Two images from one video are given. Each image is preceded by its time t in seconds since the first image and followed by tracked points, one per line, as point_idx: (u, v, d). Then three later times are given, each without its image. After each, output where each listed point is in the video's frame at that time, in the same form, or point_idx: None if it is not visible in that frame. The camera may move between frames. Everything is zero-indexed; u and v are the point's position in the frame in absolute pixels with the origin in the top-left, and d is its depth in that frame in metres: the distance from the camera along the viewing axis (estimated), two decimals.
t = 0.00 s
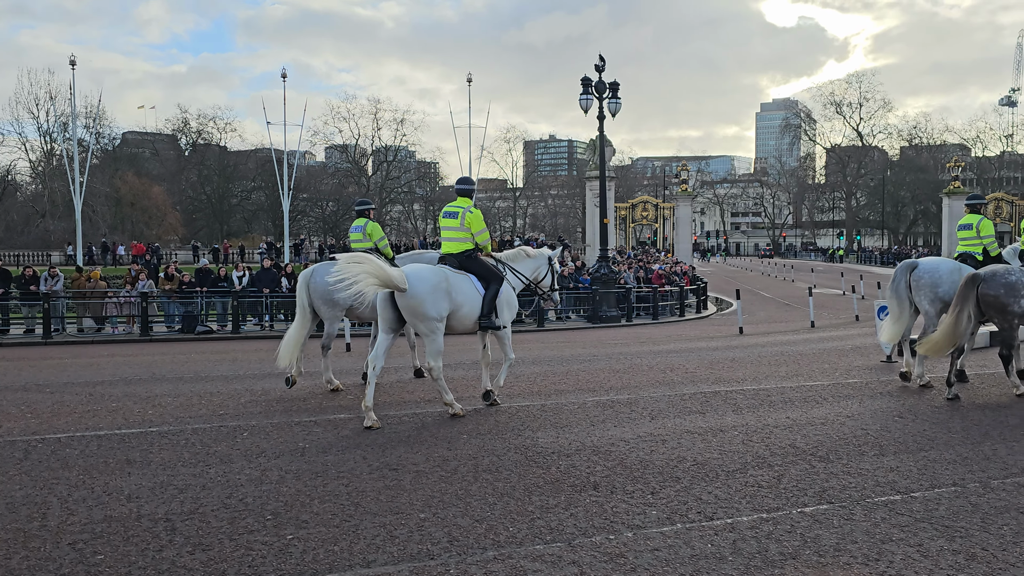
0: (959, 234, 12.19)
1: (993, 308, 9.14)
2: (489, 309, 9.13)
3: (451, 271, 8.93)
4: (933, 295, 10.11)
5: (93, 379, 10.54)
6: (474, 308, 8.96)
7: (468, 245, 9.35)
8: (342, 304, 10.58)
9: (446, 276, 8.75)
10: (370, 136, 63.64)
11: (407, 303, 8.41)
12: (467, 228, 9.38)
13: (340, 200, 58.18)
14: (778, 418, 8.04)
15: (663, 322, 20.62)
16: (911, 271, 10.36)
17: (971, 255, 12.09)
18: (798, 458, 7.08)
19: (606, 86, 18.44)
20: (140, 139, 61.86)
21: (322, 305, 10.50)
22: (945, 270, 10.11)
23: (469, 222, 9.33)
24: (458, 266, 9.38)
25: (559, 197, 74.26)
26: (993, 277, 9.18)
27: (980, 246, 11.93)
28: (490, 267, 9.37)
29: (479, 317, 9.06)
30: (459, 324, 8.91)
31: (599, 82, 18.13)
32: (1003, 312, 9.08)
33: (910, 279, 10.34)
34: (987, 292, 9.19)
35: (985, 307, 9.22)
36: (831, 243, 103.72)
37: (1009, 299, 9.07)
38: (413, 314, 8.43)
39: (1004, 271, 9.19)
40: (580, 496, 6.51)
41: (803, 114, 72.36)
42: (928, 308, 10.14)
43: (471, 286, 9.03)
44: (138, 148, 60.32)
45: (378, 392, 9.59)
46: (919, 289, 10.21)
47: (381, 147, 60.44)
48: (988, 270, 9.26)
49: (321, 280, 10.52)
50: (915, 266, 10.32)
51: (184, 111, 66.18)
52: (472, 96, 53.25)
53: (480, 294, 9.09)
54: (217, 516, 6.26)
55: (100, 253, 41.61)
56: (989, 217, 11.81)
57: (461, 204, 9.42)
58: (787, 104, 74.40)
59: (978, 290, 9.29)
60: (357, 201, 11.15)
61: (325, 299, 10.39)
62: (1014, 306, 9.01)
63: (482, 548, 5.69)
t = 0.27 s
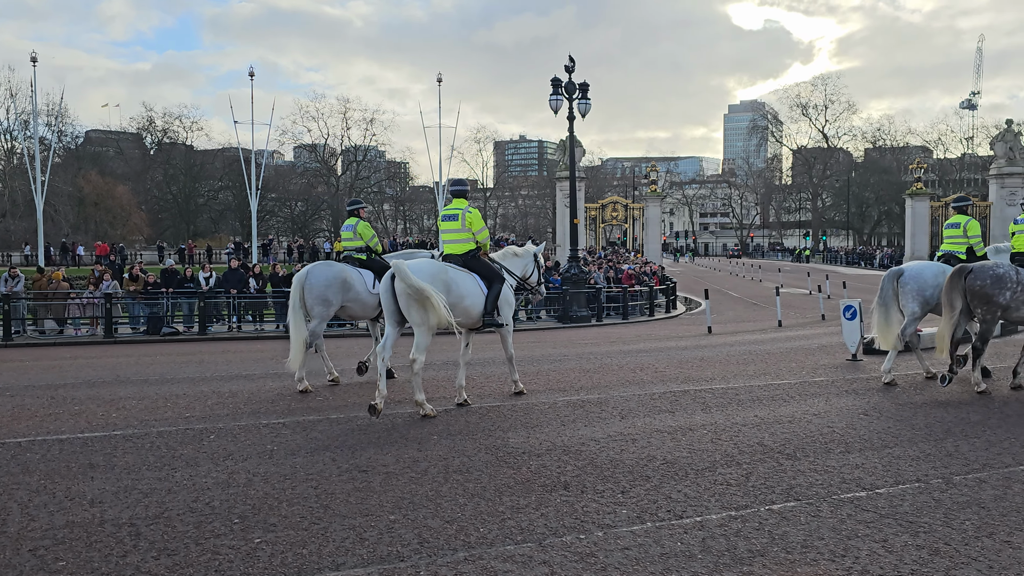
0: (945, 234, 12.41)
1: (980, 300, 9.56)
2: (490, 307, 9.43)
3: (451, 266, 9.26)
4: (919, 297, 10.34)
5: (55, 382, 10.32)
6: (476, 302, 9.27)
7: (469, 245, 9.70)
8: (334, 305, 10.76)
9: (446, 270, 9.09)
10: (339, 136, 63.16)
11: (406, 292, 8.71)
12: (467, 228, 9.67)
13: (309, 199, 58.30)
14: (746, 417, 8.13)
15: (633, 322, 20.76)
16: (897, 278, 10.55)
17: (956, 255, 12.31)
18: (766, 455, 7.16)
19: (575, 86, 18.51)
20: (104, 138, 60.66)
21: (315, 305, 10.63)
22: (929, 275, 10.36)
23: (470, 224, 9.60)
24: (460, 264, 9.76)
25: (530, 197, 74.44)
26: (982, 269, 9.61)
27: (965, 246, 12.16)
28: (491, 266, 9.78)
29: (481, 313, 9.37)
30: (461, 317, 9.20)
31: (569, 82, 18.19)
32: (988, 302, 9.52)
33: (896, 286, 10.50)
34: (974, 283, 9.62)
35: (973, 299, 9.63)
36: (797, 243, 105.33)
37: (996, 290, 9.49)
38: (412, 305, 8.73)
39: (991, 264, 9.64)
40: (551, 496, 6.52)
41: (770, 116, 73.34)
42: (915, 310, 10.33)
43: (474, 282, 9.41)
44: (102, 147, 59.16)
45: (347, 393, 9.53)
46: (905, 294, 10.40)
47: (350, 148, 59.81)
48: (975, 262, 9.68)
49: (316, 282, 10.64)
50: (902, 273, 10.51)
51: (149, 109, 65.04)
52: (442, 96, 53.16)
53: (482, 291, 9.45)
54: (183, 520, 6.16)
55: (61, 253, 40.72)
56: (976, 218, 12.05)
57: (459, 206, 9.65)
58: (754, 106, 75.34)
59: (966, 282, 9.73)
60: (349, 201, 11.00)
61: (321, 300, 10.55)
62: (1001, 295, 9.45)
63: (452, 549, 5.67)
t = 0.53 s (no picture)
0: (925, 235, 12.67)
1: (965, 300, 9.94)
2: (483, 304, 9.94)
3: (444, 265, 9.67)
4: (906, 293, 10.71)
5: (14, 386, 10.05)
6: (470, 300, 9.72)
7: (466, 243, 10.12)
8: (323, 308, 11.09)
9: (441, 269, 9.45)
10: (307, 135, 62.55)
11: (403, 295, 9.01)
12: (463, 227, 10.14)
13: (276, 199, 58.02)
14: (713, 416, 8.21)
15: (601, 322, 20.86)
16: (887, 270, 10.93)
17: (936, 255, 12.53)
18: (734, 454, 7.24)
19: (544, 87, 18.56)
20: (65, 137, 59.33)
21: (306, 307, 10.93)
22: (917, 270, 10.74)
23: (466, 221, 10.08)
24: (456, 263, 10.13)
25: (499, 198, 74.44)
26: (965, 272, 10.02)
27: (945, 246, 12.40)
28: (484, 265, 10.19)
29: (474, 310, 9.84)
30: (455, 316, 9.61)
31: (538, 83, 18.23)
32: (972, 303, 9.92)
33: (887, 278, 10.89)
34: (960, 286, 9.99)
35: (957, 300, 10.01)
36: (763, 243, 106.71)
37: (978, 291, 9.90)
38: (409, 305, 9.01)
39: (975, 266, 10.05)
40: (521, 496, 6.53)
41: (736, 117, 74.19)
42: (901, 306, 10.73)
43: (467, 281, 9.81)
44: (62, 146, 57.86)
45: (314, 395, 9.44)
46: (893, 288, 10.77)
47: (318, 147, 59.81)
48: (959, 266, 10.07)
49: (308, 284, 10.96)
50: (892, 266, 10.87)
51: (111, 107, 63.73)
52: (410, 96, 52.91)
53: (475, 289, 9.87)
54: (147, 525, 6.04)
55: (18, 253, 39.76)
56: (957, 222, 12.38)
57: (455, 205, 10.19)
58: (721, 108, 76.15)
59: (951, 285, 10.10)
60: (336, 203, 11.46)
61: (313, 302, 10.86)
62: (984, 297, 9.87)
63: (423, 551, 5.64)
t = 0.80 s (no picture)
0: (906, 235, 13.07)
1: (949, 297, 10.44)
2: (467, 303, 10.17)
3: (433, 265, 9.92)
4: (892, 294, 11.11)
5: None
6: (456, 299, 9.97)
7: (450, 246, 10.29)
8: (319, 303, 11.25)
9: (431, 270, 9.68)
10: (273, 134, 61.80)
11: (392, 296, 9.30)
12: (449, 230, 10.32)
13: (241, 199, 56.69)
14: (680, 415, 8.29)
15: (570, 322, 20.96)
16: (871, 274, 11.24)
17: (916, 255, 12.97)
18: (700, 452, 7.31)
19: (512, 88, 18.60)
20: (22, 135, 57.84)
21: (300, 304, 11.13)
22: (898, 272, 11.12)
23: (451, 225, 10.26)
24: (441, 264, 10.30)
25: (469, 198, 74.37)
26: (952, 271, 10.46)
27: (924, 247, 12.83)
28: (470, 266, 10.41)
29: (458, 308, 10.09)
30: (442, 315, 9.88)
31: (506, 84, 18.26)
32: (956, 300, 10.41)
33: (870, 281, 11.20)
34: (945, 283, 10.47)
35: (943, 298, 10.48)
36: (729, 244, 107.98)
37: (963, 290, 10.38)
38: (398, 305, 9.30)
39: (961, 266, 10.49)
40: (490, 497, 6.52)
41: (702, 119, 75.02)
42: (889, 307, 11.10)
43: (453, 283, 10.05)
44: (21, 144, 56.48)
45: (282, 396, 9.34)
46: (880, 291, 11.16)
47: (284, 147, 59.27)
48: (947, 264, 10.53)
49: (299, 281, 11.14)
50: (875, 270, 11.22)
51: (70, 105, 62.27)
52: (377, 95, 52.59)
53: (461, 290, 10.13)
54: (109, 531, 5.92)
55: None
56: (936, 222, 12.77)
57: (442, 208, 10.32)
58: (687, 110, 76.90)
59: (938, 281, 10.55)
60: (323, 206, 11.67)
61: (305, 299, 11.04)
62: (969, 297, 10.32)
63: (391, 553, 5.60)
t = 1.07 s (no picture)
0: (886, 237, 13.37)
1: (936, 297, 10.79)
2: (450, 302, 10.36)
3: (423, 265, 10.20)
4: (874, 291, 11.54)
5: None
6: (441, 298, 10.11)
7: (434, 248, 10.44)
8: (305, 306, 11.22)
9: (421, 268, 9.97)
10: (238, 133, 60.93)
11: (387, 290, 9.60)
12: (432, 232, 10.45)
13: (205, 198, 55.57)
14: (648, 413, 8.36)
15: (537, 322, 21.01)
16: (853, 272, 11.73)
17: (896, 256, 13.27)
18: (666, 451, 7.37)
19: (480, 88, 18.59)
20: None
21: (286, 307, 11.11)
22: (881, 270, 11.60)
23: (434, 227, 10.40)
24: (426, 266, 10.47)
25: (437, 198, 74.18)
26: (933, 271, 10.81)
27: (904, 247, 13.13)
28: (454, 265, 10.66)
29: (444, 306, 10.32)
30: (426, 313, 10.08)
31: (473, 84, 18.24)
32: (942, 300, 10.76)
33: (853, 279, 11.70)
34: (928, 282, 10.82)
35: (929, 296, 10.84)
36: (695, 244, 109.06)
37: (947, 289, 10.71)
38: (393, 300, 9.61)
39: (942, 265, 10.85)
40: (458, 498, 6.51)
41: (668, 121, 75.66)
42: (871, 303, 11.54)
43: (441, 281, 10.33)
44: None
45: (247, 399, 9.24)
46: (862, 289, 11.59)
47: (249, 146, 58.54)
48: (928, 263, 10.88)
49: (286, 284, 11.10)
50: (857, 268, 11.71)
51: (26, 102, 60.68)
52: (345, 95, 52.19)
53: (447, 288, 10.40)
54: (68, 537, 5.79)
55: None
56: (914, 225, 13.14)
57: (425, 210, 10.47)
58: (654, 111, 77.57)
59: (922, 280, 10.89)
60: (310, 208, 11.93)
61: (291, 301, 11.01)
62: (951, 295, 10.69)
63: (358, 555, 5.55)
